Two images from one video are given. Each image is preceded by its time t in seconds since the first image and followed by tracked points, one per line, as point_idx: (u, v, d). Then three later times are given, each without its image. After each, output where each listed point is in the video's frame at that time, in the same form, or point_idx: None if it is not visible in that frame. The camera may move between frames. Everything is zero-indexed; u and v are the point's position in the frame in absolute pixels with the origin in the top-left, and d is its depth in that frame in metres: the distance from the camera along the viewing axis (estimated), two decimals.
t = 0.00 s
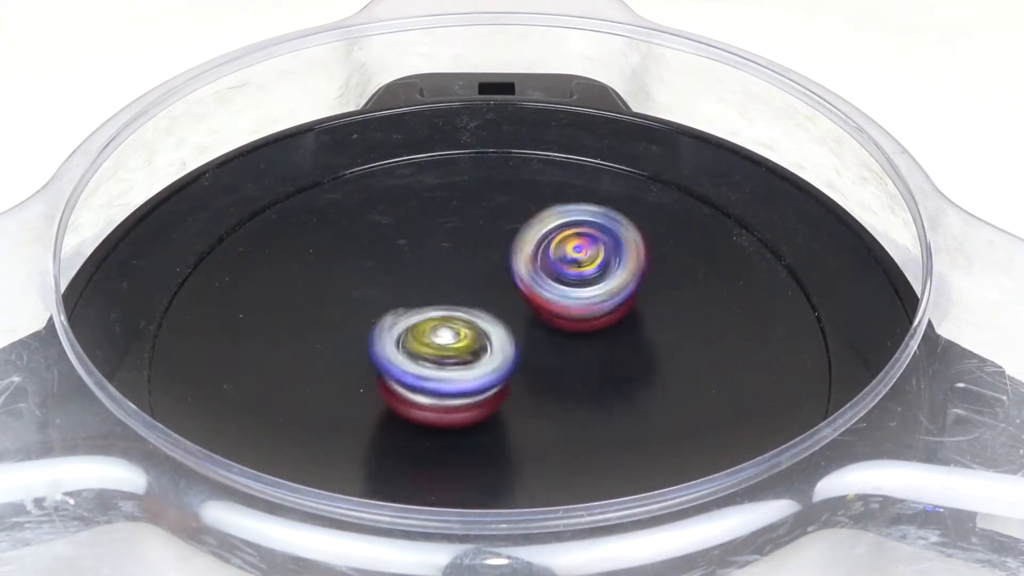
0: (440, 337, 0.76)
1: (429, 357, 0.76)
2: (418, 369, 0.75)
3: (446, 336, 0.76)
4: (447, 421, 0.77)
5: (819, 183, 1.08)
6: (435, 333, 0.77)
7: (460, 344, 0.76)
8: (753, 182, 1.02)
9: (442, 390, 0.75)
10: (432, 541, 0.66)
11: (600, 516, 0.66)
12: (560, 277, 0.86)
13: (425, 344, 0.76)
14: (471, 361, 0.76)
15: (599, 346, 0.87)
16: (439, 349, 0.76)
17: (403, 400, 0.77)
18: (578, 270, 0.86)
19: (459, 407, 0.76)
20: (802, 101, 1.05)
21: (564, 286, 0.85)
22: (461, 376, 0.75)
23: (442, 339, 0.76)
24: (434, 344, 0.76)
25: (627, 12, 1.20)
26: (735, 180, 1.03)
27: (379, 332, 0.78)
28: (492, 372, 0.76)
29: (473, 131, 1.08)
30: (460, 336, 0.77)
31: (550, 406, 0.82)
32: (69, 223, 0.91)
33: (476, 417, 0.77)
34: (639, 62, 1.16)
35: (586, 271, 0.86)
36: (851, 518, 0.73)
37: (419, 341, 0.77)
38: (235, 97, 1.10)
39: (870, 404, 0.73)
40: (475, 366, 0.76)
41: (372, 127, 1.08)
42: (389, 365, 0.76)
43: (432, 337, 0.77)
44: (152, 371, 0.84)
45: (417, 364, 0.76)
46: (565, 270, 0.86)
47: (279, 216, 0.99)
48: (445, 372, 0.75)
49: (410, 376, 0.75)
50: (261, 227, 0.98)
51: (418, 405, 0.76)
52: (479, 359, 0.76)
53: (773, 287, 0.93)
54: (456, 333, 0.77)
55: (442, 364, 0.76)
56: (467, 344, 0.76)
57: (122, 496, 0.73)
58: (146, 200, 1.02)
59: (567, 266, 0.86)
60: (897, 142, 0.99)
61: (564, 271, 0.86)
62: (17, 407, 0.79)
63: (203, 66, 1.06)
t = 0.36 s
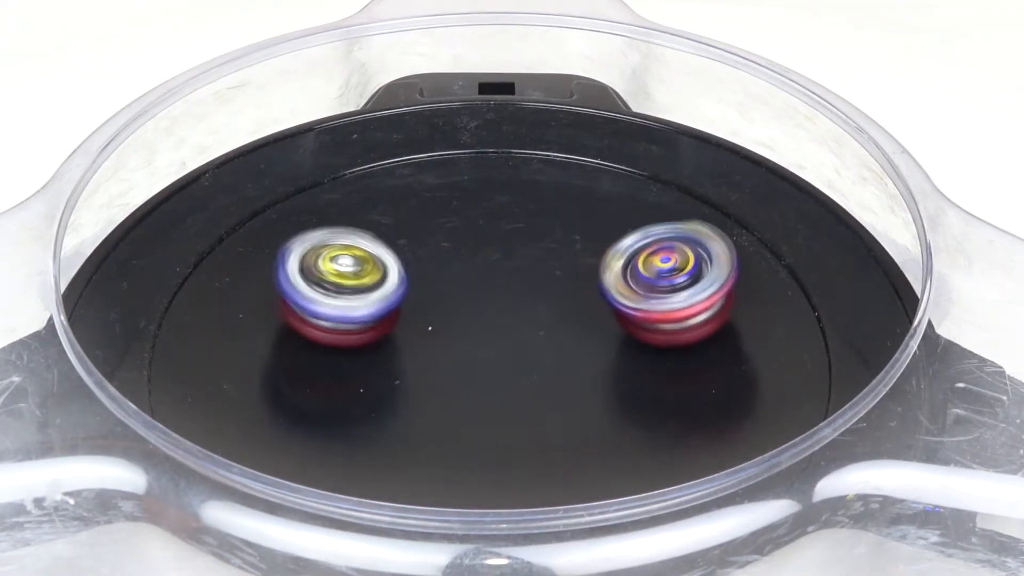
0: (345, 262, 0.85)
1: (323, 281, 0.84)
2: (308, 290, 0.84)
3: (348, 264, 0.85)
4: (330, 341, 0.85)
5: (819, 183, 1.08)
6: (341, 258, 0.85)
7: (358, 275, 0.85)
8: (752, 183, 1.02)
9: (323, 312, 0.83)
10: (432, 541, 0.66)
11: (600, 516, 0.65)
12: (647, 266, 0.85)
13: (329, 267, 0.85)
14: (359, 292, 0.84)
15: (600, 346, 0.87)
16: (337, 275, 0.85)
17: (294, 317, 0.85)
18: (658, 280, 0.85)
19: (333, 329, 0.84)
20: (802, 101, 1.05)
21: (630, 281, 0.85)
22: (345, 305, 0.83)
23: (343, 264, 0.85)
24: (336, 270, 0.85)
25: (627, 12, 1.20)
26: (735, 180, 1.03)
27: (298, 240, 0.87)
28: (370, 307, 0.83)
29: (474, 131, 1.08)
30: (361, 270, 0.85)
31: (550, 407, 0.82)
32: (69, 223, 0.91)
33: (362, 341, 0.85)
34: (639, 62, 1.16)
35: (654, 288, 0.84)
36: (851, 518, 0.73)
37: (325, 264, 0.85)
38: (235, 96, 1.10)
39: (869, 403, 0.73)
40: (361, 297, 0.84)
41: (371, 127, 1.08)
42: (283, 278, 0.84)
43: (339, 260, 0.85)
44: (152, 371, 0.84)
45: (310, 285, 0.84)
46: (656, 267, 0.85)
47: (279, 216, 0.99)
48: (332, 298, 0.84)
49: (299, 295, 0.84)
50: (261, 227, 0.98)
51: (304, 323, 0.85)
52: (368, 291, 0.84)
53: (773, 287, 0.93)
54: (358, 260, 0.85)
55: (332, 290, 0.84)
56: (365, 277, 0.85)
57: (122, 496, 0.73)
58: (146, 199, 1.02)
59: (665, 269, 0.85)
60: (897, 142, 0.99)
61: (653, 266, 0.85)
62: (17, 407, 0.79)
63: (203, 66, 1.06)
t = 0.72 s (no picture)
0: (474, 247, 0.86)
1: (458, 270, 0.85)
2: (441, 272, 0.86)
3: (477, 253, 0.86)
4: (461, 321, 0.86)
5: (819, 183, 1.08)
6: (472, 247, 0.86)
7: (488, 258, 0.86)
8: (753, 183, 1.02)
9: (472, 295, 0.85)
10: (432, 541, 0.66)
11: (600, 516, 0.66)
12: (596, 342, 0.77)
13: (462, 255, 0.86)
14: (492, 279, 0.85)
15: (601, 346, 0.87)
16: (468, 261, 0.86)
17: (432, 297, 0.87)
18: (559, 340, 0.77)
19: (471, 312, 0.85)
20: (802, 101, 1.05)
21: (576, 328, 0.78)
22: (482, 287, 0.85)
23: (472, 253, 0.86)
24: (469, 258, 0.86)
25: (627, 12, 1.20)
26: (735, 181, 1.03)
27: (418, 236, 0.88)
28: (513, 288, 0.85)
29: (474, 131, 1.08)
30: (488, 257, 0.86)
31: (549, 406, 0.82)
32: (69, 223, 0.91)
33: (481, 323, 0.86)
34: (639, 62, 1.16)
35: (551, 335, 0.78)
36: (851, 518, 0.73)
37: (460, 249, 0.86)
38: (235, 97, 1.10)
39: (870, 403, 0.73)
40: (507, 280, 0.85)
41: (371, 127, 1.08)
42: (420, 269, 0.86)
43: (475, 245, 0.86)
44: (152, 371, 0.84)
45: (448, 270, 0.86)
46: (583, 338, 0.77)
47: (279, 216, 0.99)
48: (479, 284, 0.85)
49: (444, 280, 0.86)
50: (261, 227, 0.98)
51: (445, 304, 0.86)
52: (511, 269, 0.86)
53: (773, 287, 0.93)
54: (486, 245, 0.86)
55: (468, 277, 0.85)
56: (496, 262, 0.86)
57: (122, 496, 0.73)
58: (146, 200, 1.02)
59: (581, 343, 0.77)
60: (897, 142, 0.99)
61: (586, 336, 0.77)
62: (17, 407, 0.79)
63: (203, 66, 1.06)
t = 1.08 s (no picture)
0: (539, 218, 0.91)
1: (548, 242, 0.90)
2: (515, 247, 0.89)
3: (550, 225, 0.90)
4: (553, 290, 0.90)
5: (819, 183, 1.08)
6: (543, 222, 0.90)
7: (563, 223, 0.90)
8: (753, 183, 1.02)
9: (573, 266, 0.88)
10: (432, 541, 0.66)
11: (600, 515, 0.66)
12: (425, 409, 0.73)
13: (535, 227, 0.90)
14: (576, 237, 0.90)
15: (601, 346, 0.87)
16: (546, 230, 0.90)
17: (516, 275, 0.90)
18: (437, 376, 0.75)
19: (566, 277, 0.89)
20: (802, 101, 1.05)
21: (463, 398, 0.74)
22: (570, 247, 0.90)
23: (548, 227, 0.90)
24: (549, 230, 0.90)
25: (627, 12, 1.20)
26: (735, 181, 1.03)
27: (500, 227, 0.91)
28: (604, 239, 0.89)
29: (474, 131, 1.08)
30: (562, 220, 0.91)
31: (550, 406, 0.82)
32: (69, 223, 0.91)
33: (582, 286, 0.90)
34: (639, 62, 1.16)
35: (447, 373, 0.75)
36: (851, 518, 0.73)
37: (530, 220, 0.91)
38: (235, 97, 1.10)
39: (870, 403, 0.73)
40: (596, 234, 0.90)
41: (372, 127, 1.08)
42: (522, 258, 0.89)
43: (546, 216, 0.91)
44: (152, 371, 0.84)
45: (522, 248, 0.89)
46: (434, 394, 0.73)
47: (279, 216, 0.99)
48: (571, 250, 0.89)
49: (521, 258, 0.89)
50: (261, 227, 0.98)
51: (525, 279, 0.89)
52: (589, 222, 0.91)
53: (773, 287, 0.93)
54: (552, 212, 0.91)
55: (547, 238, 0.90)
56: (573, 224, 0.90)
57: (122, 496, 0.73)
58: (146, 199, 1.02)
59: (429, 396, 0.73)
60: (897, 142, 0.99)
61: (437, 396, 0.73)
62: (17, 407, 0.79)
63: (203, 66, 1.07)
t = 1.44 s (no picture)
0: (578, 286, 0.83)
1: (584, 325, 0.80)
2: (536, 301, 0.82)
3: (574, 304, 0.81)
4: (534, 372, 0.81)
5: (819, 183, 1.08)
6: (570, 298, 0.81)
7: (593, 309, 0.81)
8: (753, 183, 1.02)
9: (534, 355, 0.80)
10: (432, 540, 0.66)
11: (600, 515, 0.66)
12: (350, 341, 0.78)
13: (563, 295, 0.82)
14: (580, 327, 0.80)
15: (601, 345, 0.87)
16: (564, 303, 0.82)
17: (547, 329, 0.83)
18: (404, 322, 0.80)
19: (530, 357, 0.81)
20: (802, 101, 1.05)
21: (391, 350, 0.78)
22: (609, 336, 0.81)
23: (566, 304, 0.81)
24: (559, 310, 0.81)
25: (627, 12, 1.20)
26: (735, 181, 1.03)
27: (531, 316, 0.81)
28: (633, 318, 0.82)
29: (473, 131, 1.08)
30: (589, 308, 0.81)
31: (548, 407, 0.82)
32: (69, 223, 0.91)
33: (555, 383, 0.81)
34: (639, 62, 1.16)
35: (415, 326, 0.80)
36: (851, 518, 0.73)
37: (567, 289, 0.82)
38: (235, 96, 1.10)
39: (870, 403, 0.73)
40: (599, 344, 0.79)
41: (372, 127, 1.08)
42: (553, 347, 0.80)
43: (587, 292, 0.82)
44: (152, 371, 0.84)
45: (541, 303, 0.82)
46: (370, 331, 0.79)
47: (279, 216, 0.99)
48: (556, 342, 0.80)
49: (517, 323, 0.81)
50: (261, 227, 0.98)
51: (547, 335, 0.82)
52: (615, 326, 0.80)
53: (773, 287, 0.93)
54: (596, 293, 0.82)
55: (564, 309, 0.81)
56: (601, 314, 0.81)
57: (122, 496, 0.73)
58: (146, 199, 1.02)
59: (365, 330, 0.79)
60: (897, 142, 0.99)
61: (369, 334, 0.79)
62: (17, 407, 0.79)
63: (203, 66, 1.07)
